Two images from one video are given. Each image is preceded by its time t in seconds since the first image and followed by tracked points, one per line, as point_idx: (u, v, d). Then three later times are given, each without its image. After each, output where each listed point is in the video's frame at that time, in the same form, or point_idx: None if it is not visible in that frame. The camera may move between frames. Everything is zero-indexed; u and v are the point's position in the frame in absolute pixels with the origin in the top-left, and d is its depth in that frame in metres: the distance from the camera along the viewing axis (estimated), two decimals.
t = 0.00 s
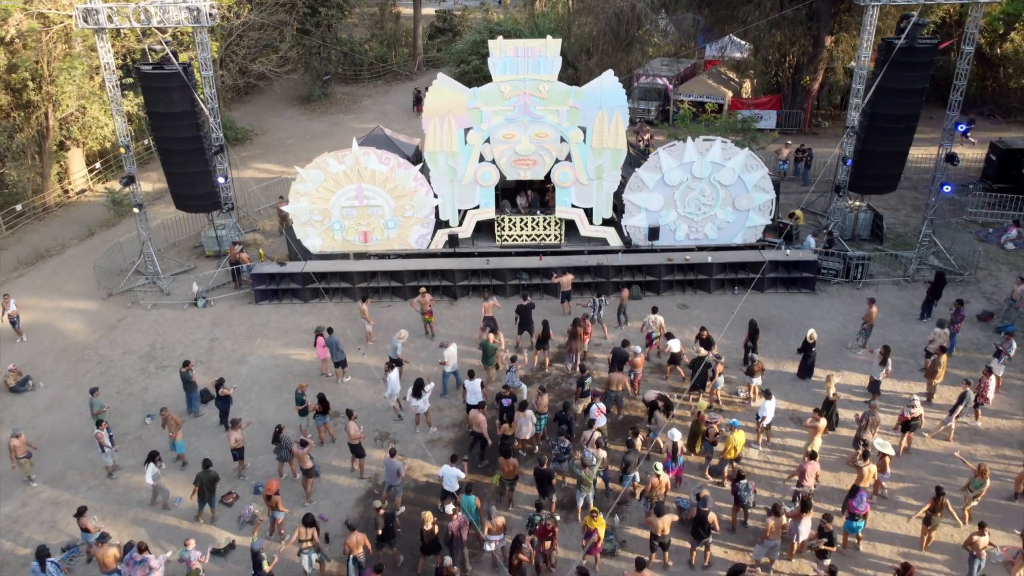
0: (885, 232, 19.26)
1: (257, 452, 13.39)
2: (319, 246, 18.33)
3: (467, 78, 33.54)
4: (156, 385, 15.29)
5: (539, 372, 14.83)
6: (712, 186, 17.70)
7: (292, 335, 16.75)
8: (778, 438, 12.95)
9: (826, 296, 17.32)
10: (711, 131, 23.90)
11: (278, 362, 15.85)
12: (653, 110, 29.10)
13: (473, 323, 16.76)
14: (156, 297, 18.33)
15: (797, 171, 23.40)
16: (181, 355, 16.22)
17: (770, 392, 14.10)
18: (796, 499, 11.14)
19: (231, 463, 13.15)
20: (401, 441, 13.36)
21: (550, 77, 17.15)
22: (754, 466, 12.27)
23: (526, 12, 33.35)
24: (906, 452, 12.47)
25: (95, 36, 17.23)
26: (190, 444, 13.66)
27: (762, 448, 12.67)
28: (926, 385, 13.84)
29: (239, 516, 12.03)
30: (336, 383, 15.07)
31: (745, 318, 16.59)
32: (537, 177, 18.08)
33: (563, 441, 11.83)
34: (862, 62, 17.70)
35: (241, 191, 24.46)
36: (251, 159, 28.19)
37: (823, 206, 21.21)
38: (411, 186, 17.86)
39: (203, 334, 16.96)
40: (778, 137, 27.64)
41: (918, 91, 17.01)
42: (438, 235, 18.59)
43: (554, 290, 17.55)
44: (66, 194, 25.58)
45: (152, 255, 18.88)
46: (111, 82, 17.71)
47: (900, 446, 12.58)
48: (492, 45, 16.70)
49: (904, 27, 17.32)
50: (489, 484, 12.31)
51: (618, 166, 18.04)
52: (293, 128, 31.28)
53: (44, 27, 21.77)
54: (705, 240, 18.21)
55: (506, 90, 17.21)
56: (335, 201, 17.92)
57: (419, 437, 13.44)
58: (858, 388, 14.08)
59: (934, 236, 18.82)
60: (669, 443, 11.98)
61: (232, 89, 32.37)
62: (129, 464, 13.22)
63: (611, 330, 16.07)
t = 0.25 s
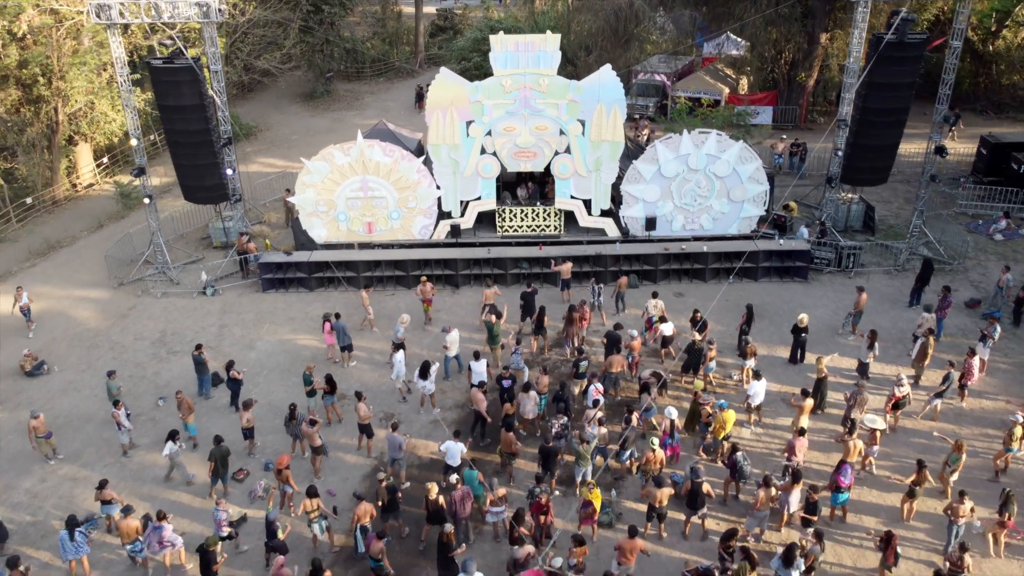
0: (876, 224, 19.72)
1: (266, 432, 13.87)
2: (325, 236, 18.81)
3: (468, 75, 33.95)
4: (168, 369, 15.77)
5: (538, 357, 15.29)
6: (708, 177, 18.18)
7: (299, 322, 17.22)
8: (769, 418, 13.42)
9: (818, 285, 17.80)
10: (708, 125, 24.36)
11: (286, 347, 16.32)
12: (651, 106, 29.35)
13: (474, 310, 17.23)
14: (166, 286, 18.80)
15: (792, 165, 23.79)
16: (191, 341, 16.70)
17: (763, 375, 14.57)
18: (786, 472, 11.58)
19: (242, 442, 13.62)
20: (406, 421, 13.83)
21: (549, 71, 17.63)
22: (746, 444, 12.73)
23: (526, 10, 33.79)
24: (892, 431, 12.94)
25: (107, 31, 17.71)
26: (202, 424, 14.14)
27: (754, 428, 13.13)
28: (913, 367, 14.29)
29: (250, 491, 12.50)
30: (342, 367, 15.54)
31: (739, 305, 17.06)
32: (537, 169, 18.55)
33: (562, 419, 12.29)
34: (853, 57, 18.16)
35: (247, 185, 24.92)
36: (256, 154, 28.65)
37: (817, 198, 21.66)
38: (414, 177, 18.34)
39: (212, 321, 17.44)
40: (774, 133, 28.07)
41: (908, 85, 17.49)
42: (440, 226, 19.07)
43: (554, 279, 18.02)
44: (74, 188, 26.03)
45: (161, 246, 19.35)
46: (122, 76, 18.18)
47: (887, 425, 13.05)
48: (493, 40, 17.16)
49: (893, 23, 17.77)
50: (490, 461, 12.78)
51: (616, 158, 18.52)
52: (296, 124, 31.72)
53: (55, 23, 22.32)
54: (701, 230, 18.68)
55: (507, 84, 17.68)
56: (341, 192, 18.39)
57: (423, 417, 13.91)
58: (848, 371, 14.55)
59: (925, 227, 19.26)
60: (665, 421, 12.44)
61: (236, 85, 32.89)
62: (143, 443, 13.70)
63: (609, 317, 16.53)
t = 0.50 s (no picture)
0: (869, 216, 20.15)
1: (274, 414, 14.30)
2: (329, 228, 19.23)
3: (468, 72, 34.39)
4: (178, 355, 16.20)
5: (539, 343, 15.73)
6: (704, 170, 18.62)
7: (304, 310, 17.65)
8: (762, 400, 13.84)
9: (811, 275, 18.23)
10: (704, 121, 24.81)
11: (292, 335, 16.75)
12: (649, 103, 29.98)
13: (476, 299, 17.67)
14: (174, 277, 19.24)
15: (787, 160, 24.22)
16: (200, 329, 17.14)
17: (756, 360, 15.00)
18: (777, 450, 12.00)
19: (251, 423, 14.06)
20: (410, 404, 14.26)
21: (549, 66, 18.06)
22: (739, 424, 13.16)
23: (526, 8, 34.26)
24: (880, 412, 13.37)
25: (118, 26, 18.17)
26: (212, 407, 14.58)
27: (747, 409, 13.54)
28: (902, 352, 14.73)
29: (260, 470, 12.93)
30: (347, 354, 15.97)
31: (734, 295, 17.49)
32: (537, 162, 18.97)
33: (562, 400, 12.72)
34: (846, 52, 18.59)
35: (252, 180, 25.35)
36: (260, 149, 29.09)
37: (811, 192, 22.10)
38: (417, 170, 18.77)
39: (220, 309, 17.87)
40: (770, 129, 28.50)
41: (899, 80, 17.94)
42: (442, 218, 19.50)
43: (553, 269, 18.45)
44: (82, 182, 26.41)
45: (170, 237, 19.78)
46: (132, 71, 18.63)
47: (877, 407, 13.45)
48: (494, 36, 17.61)
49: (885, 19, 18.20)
50: (492, 441, 13.22)
51: (614, 151, 18.96)
52: (300, 120, 32.16)
53: (64, 19, 22.77)
54: (697, 222, 19.11)
55: (508, 78, 18.11)
56: (345, 184, 18.82)
57: (427, 400, 14.33)
58: (838, 356, 14.98)
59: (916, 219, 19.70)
60: (661, 402, 12.86)
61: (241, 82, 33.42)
62: (155, 426, 14.13)
63: (607, 305, 16.95)
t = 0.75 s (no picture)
0: (861, 207, 20.68)
1: (284, 393, 14.84)
2: (335, 218, 19.77)
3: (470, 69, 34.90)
4: (189, 339, 16.75)
5: (539, 327, 16.26)
6: (699, 161, 19.15)
7: (311, 296, 18.19)
8: (753, 380, 14.38)
9: (804, 263, 18.77)
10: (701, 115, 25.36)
11: (300, 320, 17.29)
12: (647, 98, 29.67)
13: (477, 286, 18.20)
14: (184, 265, 19.77)
15: (782, 153, 24.77)
16: (210, 314, 17.68)
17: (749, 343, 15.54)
18: (767, 425, 12.52)
19: (262, 402, 14.60)
20: (414, 383, 14.80)
21: (549, 60, 18.61)
22: (731, 402, 13.69)
23: (527, 6, 34.77)
24: (867, 391, 13.90)
25: (131, 21, 18.72)
26: (224, 387, 15.12)
27: (739, 388, 14.07)
28: (889, 335, 15.26)
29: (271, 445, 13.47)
30: (354, 337, 16.51)
31: (728, 281, 18.04)
32: (537, 153, 19.51)
33: (561, 378, 13.24)
34: (838, 47, 19.13)
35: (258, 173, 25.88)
36: (265, 144, 29.62)
37: (805, 184, 22.63)
38: (421, 161, 19.30)
39: (230, 296, 18.41)
40: (766, 124, 29.02)
41: (889, 73, 18.48)
42: (445, 208, 20.04)
43: (553, 258, 18.98)
44: (91, 175, 26.90)
45: (180, 227, 20.33)
46: (144, 64, 19.17)
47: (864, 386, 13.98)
48: (496, 30, 18.06)
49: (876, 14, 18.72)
50: (493, 418, 13.75)
51: (612, 143, 19.50)
52: (304, 116, 32.68)
53: (76, 15, 23.30)
54: (693, 212, 19.65)
55: (509, 72, 18.66)
56: (351, 175, 19.36)
57: (431, 380, 14.88)
58: (828, 338, 15.52)
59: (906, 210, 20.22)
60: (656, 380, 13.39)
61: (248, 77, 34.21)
62: (169, 404, 14.68)
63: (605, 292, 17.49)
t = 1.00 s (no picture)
0: (853, 199, 21.15)
1: (292, 376, 15.33)
2: (340, 209, 20.26)
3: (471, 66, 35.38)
4: (199, 325, 17.24)
5: (539, 313, 16.74)
6: (695, 153, 19.64)
7: (317, 285, 18.68)
8: (746, 363, 14.86)
9: (797, 253, 19.26)
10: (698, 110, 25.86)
11: (307, 307, 17.78)
12: (645, 94, 30.08)
13: (479, 275, 18.68)
14: (193, 255, 20.26)
15: (778, 147, 25.25)
16: (219, 301, 18.17)
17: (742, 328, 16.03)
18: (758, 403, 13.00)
19: (271, 384, 15.09)
20: (418, 366, 15.29)
21: (549, 55, 19.09)
22: (724, 384, 14.17)
23: (527, 4, 35.25)
24: (857, 373, 14.38)
25: (141, 17, 19.22)
26: (234, 370, 15.62)
27: (732, 370, 14.56)
28: (879, 320, 15.73)
29: (281, 424, 13.96)
30: (359, 323, 17.00)
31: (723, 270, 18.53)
32: (537, 146, 20.01)
33: (561, 360, 13.72)
34: (830, 42, 19.60)
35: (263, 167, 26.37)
36: (270, 139, 30.10)
37: (800, 177, 23.12)
38: (424, 153, 19.80)
39: (238, 285, 18.90)
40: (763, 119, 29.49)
41: (880, 68, 18.96)
42: (448, 199, 20.50)
43: (553, 248, 19.46)
44: (99, 170, 27.34)
45: (188, 218, 20.83)
46: (154, 59, 19.67)
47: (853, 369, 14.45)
48: (497, 26, 18.63)
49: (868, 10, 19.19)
50: (494, 399, 14.24)
51: (610, 136, 19.98)
52: (308, 112, 33.16)
53: (86, 12, 23.84)
54: (689, 203, 20.13)
55: (510, 66, 19.14)
56: (355, 167, 19.85)
57: (434, 363, 15.36)
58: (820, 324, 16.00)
59: (897, 201, 20.70)
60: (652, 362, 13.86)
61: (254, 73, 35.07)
62: (181, 386, 15.18)
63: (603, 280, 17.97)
